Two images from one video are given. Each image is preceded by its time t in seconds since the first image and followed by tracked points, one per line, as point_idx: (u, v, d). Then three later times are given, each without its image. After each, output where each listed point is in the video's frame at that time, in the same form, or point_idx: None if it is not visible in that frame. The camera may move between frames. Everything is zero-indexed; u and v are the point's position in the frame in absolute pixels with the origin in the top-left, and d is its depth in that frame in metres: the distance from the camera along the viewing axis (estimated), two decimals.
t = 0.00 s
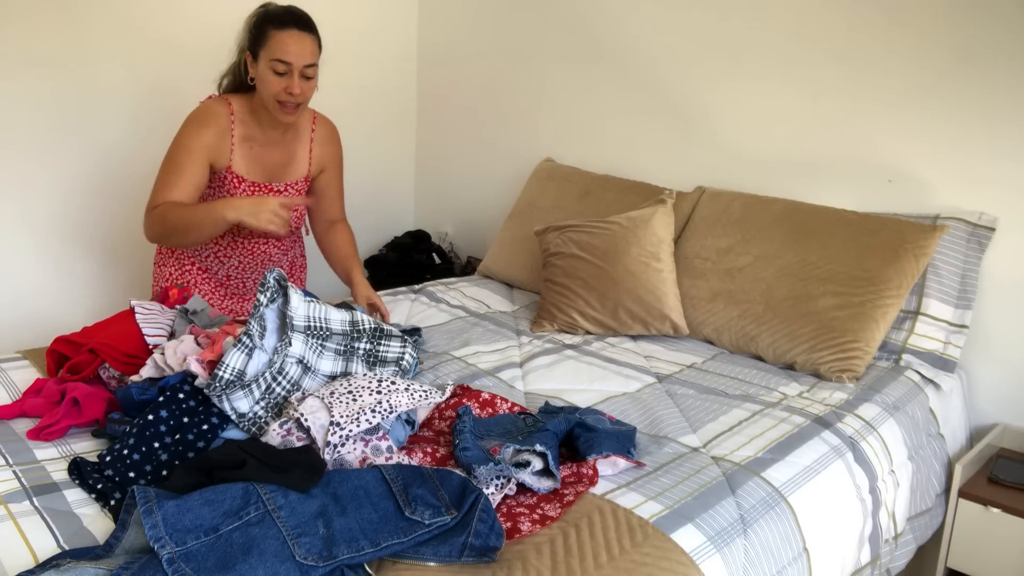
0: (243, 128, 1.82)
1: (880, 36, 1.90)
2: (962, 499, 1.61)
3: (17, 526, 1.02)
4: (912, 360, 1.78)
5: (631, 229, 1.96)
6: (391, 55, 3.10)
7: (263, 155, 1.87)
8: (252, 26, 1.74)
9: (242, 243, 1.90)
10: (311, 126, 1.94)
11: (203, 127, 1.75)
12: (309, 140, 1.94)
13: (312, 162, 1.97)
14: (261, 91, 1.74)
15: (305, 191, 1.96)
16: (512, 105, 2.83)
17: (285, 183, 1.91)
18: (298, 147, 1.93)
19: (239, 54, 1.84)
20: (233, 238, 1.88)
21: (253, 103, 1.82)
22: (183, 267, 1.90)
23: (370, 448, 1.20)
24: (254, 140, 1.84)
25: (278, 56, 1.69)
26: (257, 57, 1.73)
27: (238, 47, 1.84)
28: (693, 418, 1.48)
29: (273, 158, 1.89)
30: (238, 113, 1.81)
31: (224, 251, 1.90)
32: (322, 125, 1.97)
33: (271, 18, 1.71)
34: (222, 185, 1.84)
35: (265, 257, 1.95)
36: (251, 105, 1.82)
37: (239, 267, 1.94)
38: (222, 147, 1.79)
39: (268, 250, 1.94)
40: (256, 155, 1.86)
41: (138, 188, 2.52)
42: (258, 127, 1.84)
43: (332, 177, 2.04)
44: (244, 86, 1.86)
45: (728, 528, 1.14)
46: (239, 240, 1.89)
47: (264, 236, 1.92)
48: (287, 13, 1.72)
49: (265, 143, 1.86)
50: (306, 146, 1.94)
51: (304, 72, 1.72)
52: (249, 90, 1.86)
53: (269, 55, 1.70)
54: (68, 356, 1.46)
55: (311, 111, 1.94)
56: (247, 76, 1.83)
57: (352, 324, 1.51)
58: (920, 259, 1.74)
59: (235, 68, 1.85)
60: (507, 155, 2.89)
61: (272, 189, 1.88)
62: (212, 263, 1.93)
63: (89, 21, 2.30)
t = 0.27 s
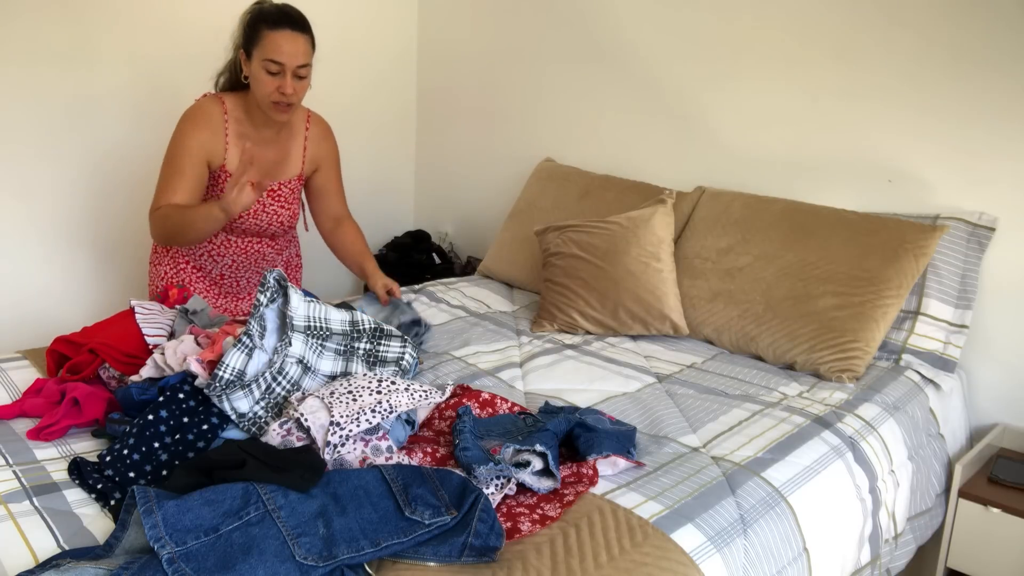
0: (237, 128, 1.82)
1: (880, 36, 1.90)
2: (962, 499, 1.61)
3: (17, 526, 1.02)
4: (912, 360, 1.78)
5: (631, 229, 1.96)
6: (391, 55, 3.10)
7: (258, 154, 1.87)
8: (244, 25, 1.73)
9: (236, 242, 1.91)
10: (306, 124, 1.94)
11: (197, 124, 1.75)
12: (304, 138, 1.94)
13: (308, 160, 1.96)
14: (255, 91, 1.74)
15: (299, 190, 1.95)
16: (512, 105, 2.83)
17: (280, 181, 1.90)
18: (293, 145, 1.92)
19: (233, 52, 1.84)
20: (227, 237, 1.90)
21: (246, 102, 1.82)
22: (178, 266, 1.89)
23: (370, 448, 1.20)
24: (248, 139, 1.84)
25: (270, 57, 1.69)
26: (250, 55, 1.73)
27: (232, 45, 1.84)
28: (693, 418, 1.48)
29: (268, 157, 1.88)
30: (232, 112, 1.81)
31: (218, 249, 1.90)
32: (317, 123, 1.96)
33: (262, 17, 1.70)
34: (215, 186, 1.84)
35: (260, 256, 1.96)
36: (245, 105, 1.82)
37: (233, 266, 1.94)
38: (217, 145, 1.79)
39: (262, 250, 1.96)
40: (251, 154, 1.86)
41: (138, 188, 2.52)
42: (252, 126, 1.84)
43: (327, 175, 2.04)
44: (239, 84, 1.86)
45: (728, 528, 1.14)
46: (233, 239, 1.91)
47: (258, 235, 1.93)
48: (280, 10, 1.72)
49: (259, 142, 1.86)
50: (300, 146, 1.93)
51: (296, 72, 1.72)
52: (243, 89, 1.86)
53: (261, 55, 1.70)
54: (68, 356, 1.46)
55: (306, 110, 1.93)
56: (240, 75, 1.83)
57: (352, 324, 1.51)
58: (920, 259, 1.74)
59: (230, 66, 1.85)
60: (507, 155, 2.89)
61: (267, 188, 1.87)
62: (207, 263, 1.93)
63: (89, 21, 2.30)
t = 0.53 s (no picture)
0: (227, 126, 1.82)
1: (879, 36, 1.90)
2: (962, 499, 1.61)
3: (17, 526, 1.02)
4: (912, 360, 1.78)
5: (631, 229, 1.96)
6: (391, 55, 3.10)
7: (250, 153, 1.87)
8: (234, 21, 1.73)
9: (227, 240, 1.95)
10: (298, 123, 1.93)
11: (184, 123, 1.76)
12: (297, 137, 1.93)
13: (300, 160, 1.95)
14: (246, 87, 1.74)
15: (291, 190, 1.95)
16: (512, 105, 2.83)
17: (271, 181, 1.90)
18: (285, 145, 1.92)
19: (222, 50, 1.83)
20: (218, 235, 1.95)
21: (237, 101, 1.82)
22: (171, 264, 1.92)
23: (370, 448, 1.20)
24: (239, 138, 1.84)
25: (262, 52, 1.69)
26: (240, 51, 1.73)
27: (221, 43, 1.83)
28: (694, 418, 1.48)
29: (260, 156, 1.88)
30: (222, 111, 1.81)
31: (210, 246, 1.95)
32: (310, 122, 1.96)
33: (253, 13, 1.70)
34: (202, 184, 1.84)
35: (252, 255, 1.99)
36: (235, 103, 1.82)
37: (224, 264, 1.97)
38: (204, 143, 1.79)
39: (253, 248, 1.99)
40: (242, 153, 1.86)
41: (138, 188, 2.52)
42: (243, 124, 1.83)
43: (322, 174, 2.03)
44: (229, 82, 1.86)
45: (728, 528, 1.14)
46: (224, 237, 1.95)
47: (249, 234, 1.96)
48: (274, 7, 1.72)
49: (249, 140, 1.86)
50: (293, 146, 1.93)
51: (288, 67, 1.72)
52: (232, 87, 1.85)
53: (253, 51, 1.70)
54: (68, 356, 1.46)
55: (300, 110, 1.92)
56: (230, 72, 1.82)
57: (352, 324, 1.51)
58: (920, 259, 1.74)
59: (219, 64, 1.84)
60: (507, 155, 2.89)
61: (255, 188, 1.87)
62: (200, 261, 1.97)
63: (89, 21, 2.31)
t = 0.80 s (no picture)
0: (220, 128, 1.82)
1: (879, 36, 1.90)
2: (962, 500, 1.61)
3: (17, 526, 1.02)
4: (912, 360, 1.78)
5: (631, 229, 1.96)
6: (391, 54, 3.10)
7: (242, 155, 1.87)
8: (228, 21, 1.73)
9: (220, 243, 1.95)
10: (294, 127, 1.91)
11: (176, 124, 1.76)
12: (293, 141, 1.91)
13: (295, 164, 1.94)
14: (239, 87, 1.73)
15: (284, 194, 1.93)
16: (512, 105, 2.83)
17: (262, 185, 1.89)
18: (279, 148, 1.90)
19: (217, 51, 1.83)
20: (211, 237, 1.94)
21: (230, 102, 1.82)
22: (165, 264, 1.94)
23: (370, 448, 1.20)
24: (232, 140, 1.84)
25: (255, 52, 1.68)
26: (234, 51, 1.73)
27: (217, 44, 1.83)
28: (694, 418, 1.48)
29: (252, 159, 1.88)
30: (215, 113, 1.81)
31: (203, 249, 1.95)
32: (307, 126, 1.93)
33: (247, 12, 1.70)
34: (197, 185, 1.85)
35: (245, 259, 1.99)
36: (229, 105, 1.82)
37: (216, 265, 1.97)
38: (197, 144, 1.79)
39: (247, 252, 1.98)
40: (234, 155, 1.86)
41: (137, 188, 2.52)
42: (236, 126, 1.83)
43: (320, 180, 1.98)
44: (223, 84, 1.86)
45: (728, 528, 1.14)
46: (216, 240, 1.95)
47: (241, 238, 1.96)
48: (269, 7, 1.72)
49: (243, 143, 1.85)
50: (287, 148, 1.91)
51: (281, 66, 1.71)
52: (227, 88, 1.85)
53: (246, 50, 1.69)
54: (68, 355, 1.46)
55: (296, 111, 1.91)
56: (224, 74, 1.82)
57: (352, 324, 1.51)
58: (919, 259, 1.74)
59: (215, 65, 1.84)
60: (507, 155, 2.89)
61: (246, 192, 1.87)
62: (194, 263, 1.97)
63: (89, 21, 2.30)
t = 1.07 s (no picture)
0: (217, 126, 1.82)
1: (879, 36, 1.90)
2: (962, 500, 1.61)
3: (17, 526, 1.02)
4: (912, 360, 1.78)
5: (631, 229, 1.96)
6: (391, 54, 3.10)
7: (238, 155, 1.85)
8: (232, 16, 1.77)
9: (220, 247, 1.94)
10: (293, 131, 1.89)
11: (173, 123, 1.77)
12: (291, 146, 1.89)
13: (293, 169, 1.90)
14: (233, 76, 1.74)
15: (284, 199, 1.91)
16: (512, 105, 2.83)
17: (260, 189, 1.86)
18: (276, 152, 1.88)
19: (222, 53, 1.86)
20: (211, 240, 1.94)
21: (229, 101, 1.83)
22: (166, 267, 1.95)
23: (370, 448, 1.20)
24: (228, 139, 1.84)
25: (251, 37, 1.70)
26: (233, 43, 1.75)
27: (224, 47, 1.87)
28: (693, 418, 1.48)
29: (248, 160, 1.86)
30: (213, 112, 1.82)
31: (204, 252, 1.95)
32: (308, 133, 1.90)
33: (250, 6, 1.74)
34: (196, 187, 1.85)
35: (245, 263, 1.97)
36: (228, 107, 1.82)
37: (216, 269, 1.97)
38: (195, 145, 1.80)
39: (247, 256, 1.97)
40: (231, 155, 1.85)
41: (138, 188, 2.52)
42: (232, 125, 1.82)
43: (322, 187, 1.94)
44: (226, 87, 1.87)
45: (728, 528, 1.14)
46: (217, 244, 1.94)
47: (242, 242, 1.94)
48: (270, 7, 1.74)
49: (240, 144, 1.85)
50: (286, 152, 1.88)
51: (275, 55, 1.72)
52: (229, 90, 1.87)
53: (243, 39, 1.71)
54: (68, 355, 1.46)
55: (296, 115, 1.89)
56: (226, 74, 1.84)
57: (352, 324, 1.51)
58: (920, 259, 1.74)
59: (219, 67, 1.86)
60: (507, 155, 2.89)
61: (243, 195, 1.84)
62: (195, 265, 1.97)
63: (89, 22, 2.31)
